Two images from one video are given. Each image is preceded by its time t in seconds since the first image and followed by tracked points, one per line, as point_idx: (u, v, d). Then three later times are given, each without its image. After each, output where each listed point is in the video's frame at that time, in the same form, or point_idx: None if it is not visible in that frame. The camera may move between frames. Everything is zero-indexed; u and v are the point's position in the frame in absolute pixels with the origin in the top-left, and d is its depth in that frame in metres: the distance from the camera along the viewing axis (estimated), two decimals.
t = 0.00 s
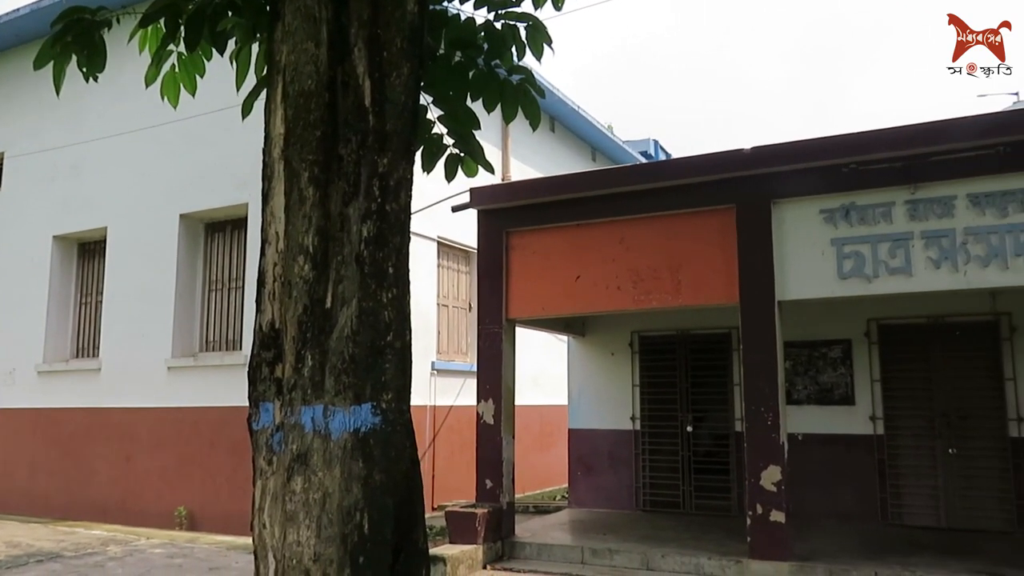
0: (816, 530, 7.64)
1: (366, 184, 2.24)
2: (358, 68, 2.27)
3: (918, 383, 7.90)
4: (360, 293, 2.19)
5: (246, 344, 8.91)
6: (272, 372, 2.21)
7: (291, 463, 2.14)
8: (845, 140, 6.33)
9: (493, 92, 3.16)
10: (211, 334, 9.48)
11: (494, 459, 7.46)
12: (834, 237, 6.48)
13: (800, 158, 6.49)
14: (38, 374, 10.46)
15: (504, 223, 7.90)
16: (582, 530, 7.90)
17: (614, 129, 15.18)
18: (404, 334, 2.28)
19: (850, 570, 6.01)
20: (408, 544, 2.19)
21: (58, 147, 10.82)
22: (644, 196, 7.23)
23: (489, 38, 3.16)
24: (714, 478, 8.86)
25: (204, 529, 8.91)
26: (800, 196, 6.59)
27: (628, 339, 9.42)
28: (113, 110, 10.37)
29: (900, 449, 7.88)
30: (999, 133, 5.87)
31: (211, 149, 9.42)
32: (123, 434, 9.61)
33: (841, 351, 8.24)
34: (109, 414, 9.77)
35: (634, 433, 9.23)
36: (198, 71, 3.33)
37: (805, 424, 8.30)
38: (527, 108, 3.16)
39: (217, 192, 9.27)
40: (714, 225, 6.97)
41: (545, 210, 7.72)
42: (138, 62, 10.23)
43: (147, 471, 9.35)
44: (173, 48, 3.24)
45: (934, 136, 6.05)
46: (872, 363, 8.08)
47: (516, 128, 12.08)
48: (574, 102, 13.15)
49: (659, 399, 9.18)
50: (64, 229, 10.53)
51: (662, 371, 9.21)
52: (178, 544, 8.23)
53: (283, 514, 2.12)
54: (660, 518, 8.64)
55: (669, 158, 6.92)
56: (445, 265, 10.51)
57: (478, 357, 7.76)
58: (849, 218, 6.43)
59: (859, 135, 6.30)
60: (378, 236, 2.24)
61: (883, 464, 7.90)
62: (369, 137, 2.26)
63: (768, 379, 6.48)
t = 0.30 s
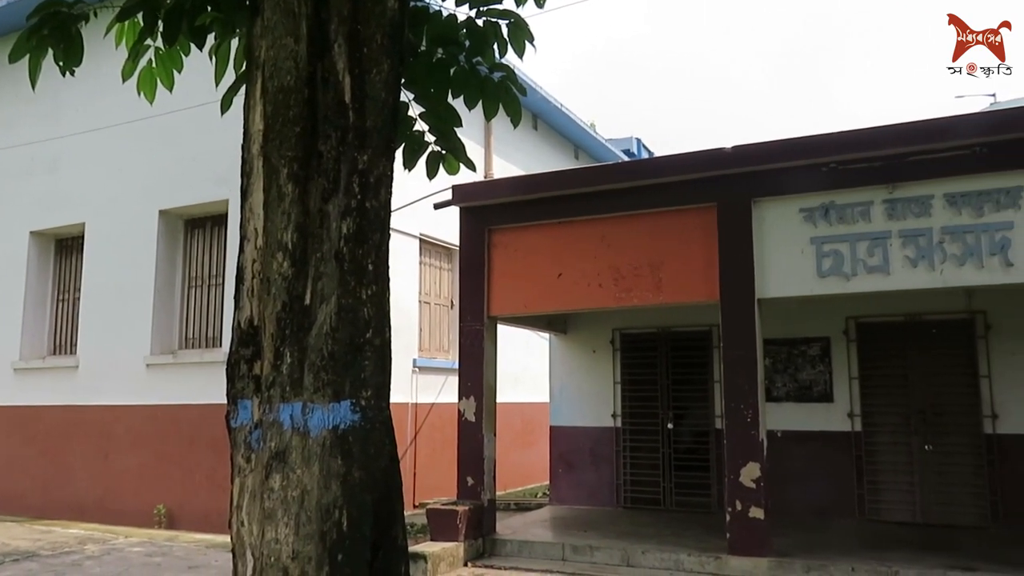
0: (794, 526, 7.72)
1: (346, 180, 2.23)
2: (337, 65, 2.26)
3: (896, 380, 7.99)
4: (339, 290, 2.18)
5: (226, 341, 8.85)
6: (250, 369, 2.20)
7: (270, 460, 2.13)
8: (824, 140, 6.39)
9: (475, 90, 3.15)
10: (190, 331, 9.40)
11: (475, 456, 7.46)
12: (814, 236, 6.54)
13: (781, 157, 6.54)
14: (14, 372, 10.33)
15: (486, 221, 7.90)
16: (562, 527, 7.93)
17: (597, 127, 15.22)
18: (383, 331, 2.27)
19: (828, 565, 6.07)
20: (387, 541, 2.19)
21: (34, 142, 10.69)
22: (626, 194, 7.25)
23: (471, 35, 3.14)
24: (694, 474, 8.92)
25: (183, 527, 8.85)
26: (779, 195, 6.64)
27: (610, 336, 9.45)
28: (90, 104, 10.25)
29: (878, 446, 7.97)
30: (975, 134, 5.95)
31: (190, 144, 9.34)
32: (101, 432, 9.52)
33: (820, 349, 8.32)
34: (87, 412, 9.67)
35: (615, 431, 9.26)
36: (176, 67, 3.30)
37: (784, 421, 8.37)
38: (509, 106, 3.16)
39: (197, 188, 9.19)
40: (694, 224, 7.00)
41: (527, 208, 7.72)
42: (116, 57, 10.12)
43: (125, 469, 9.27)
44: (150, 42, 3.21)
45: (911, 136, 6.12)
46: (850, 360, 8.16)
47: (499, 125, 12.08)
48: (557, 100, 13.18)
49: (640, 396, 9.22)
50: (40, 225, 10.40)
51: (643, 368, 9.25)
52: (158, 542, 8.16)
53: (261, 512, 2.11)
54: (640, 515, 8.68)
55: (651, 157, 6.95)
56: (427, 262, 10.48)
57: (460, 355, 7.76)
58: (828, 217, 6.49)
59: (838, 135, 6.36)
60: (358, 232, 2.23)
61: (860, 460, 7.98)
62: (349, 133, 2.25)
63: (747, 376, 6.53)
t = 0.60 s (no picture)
0: (772, 522, 7.79)
1: (324, 176, 2.22)
2: (316, 61, 2.25)
3: (871, 377, 8.08)
4: (317, 287, 2.17)
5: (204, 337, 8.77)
6: (227, 367, 2.18)
7: (246, 459, 2.12)
8: (802, 140, 6.45)
9: (455, 87, 3.15)
10: (167, 328, 9.31)
11: (455, 454, 7.46)
12: (792, 234, 6.60)
13: (759, 156, 6.60)
14: None
15: (467, 218, 7.89)
16: (542, 524, 7.95)
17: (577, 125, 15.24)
18: (362, 329, 2.27)
19: (804, 561, 6.13)
20: (365, 539, 2.19)
21: (8, 136, 10.53)
22: (606, 192, 7.28)
23: (452, 32, 3.12)
24: (673, 471, 8.97)
25: (160, 526, 8.77)
26: (758, 194, 6.70)
27: (590, 334, 9.48)
28: (66, 98, 10.12)
29: (853, 443, 8.06)
30: (950, 134, 6.03)
31: (167, 139, 9.24)
32: (76, 430, 9.40)
33: (797, 346, 8.40)
34: (62, 409, 9.55)
35: (595, 428, 9.30)
36: (152, 61, 3.26)
37: (762, 418, 8.45)
38: (489, 104, 3.16)
39: (174, 183, 9.10)
40: (674, 222, 7.04)
41: (508, 205, 7.72)
42: (92, 50, 9.99)
43: (101, 467, 9.17)
44: (126, 36, 3.17)
45: (888, 136, 6.19)
46: (827, 358, 8.24)
47: (480, 123, 12.07)
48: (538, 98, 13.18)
49: (620, 394, 9.26)
50: (14, 220, 10.25)
51: (623, 366, 9.28)
52: (134, 541, 8.09)
53: (237, 510, 2.10)
54: (620, 511, 8.72)
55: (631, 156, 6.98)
56: (407, 260, 10.45)
57: (440, 352, 7.75)
58: (806, 216, 6.55)
59: (816, 135, 6.42)
60: (336, 230, 2.22)
61: (837, 457, 8.07)
62: (327, 130, 2.24)
63: (725, 374, 6.58)
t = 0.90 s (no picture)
0: (749, 519, 7.86)
1: (303, 173, 2.21)
2: (295, 57, 2.24)
3: (848, 375, 8.17)
4: (295, 284, 2.16)
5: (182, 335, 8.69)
6: (203, 364, 2.17)
7: (223, 457, 2.10)
8: (781, 140, 6.51)
9: (435, 84, 3.14)
10: (144, 324, 9.21)
11: (434, 452, 7.46)
12: (770, 234, 6.66)
13: (739, 156, 6.64)
14: None
15: (448, 215, 7.88)
16: (522, 521, 7.97)
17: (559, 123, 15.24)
18: (340, 326, 2.26)
19: (780, 557, 6.21)
20: (342, 536, 2.19)
21: None
22: (587, 191, 7.30)
23: (432, 29, 3.11)
24: (652, 469, 9.02)
25: (136, 525, 8.68)
26: (737, 194, 6.75)
27: (570, 331, 9.50)
28: (41, 91, 9.98)
29: (830, 440, 8.15)
30: (926, 136, 6.11)
31: (144, 134, 9.14)
32: (51, 428, 9.29)
33: (775, 345, 8.48)
34: (36, 407, 9.43)
35: (575, 426, 9.33)
36: (130, 55, 3.22)
37: (740, 416, 8.52)
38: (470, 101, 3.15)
39: (151, 178, 9.00)
40: (654, 221, 7.08)
41: (489, 203, 7.72)
42: (68, 43, 9.86)
43: (77, 465, 9.07)
44: (103, 29, 3.13)
45: (865, 137, 6.25)
46: (804, 356, 8.33)
47: (460, 120, 12.04)
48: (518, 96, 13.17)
49: (600, 391, 9.30)
50: None
51: (603, 364, 9.32)
52: (110, 540, 8.00)
53: (214, 508, 2.08)
54: (599, 509, 8.76)
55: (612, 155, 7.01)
56: (388, 257, 10.41)
57: (420, 349, 7.74)
58: (784, 215, 6.61)
59: (794, 135, 6.48)
60: (314, 227, 2.22)
61: (813, 454, 8.16)
62: (306, 126, 2.23)
63: (704, 372, 6.62)
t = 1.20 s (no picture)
0: (727, 516, 7.93)
1: (282, 170, 2.20)
2: (275, 53, 2.23)
3: (825, 373, 8.25)
4: (275, 281, 2.15)
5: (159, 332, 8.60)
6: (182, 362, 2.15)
7: (201, 455, 2.08)
8: (760, 140, 6.56)
9: (417, 81, 3.15)
10: (121, 322, 9.11)
11: (415, 449, 7.44)
12: (749, 233, 6.71)
13: (719, 156, 6.69)
14: None
15: (429, 213, 7.87)
16: (502, 519, 7.98)
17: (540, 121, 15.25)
18: (320, 324, 2.26)
19: (758, 554, 6.27)
20: (320, 534, 2.19)
21: None
22: (568, 189, 7.31)
23: (414, 25, 3.11)
24: (632, 466, 9.06)
25: (112, 524, 8.59)
26: (717, 193, 6.80)
27: (551, 330, 9.52)
28: (15, 85, 9.83)
29: (807, 438, 8.23)
30: (903, 137, 6.18)
31: (122, 129, 9.03)
32: (25, 426, 9.16)
33: (754, 343, 8.54)
34: (9, 405, 9.29)
35: (555, 424, 9.35)
36: (107, 48, 3.18)
37: (719, 413, 8.58)
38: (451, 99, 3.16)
39: (129, 174, 8.90)
40: (634, 219, 7.10)
41: (470, 201, 7.72)
42: (43, 36, 9.72)
43: (52, 464, 8.95)
44: (80, 23, 3.09)
45: (844, 138, 6.32)
46: (783, 355, 8.40)
47: (441, 117, 12.01)
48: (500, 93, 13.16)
49: (580, 389, 9.32)
50: None
51: (584, 362, 9.35)
52: (85, 539, 7.90)
53: (192, 506, 2.07)
54: (579, 506, 8.79)
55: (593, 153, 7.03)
56: (368, 254, 10.37)
57: (400, 347, 7.72)
58: (763, 215, 6.67)
59: (774, 136, 6.53)
60: (294, 223, 2.21)
61: (791, 451, 8.23)
62: (286, 123, 2.22)
63: (683, 370, 6.66)
